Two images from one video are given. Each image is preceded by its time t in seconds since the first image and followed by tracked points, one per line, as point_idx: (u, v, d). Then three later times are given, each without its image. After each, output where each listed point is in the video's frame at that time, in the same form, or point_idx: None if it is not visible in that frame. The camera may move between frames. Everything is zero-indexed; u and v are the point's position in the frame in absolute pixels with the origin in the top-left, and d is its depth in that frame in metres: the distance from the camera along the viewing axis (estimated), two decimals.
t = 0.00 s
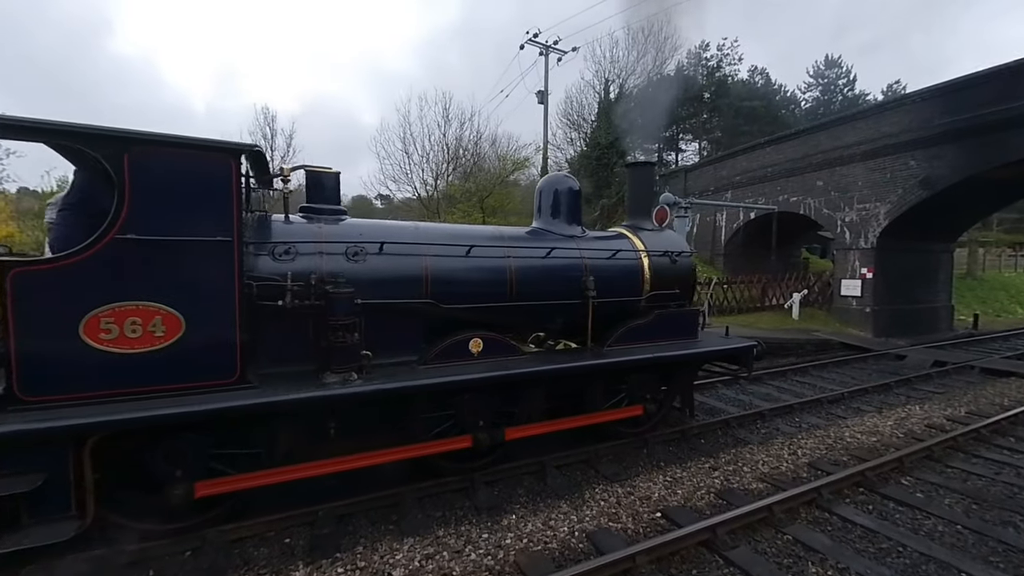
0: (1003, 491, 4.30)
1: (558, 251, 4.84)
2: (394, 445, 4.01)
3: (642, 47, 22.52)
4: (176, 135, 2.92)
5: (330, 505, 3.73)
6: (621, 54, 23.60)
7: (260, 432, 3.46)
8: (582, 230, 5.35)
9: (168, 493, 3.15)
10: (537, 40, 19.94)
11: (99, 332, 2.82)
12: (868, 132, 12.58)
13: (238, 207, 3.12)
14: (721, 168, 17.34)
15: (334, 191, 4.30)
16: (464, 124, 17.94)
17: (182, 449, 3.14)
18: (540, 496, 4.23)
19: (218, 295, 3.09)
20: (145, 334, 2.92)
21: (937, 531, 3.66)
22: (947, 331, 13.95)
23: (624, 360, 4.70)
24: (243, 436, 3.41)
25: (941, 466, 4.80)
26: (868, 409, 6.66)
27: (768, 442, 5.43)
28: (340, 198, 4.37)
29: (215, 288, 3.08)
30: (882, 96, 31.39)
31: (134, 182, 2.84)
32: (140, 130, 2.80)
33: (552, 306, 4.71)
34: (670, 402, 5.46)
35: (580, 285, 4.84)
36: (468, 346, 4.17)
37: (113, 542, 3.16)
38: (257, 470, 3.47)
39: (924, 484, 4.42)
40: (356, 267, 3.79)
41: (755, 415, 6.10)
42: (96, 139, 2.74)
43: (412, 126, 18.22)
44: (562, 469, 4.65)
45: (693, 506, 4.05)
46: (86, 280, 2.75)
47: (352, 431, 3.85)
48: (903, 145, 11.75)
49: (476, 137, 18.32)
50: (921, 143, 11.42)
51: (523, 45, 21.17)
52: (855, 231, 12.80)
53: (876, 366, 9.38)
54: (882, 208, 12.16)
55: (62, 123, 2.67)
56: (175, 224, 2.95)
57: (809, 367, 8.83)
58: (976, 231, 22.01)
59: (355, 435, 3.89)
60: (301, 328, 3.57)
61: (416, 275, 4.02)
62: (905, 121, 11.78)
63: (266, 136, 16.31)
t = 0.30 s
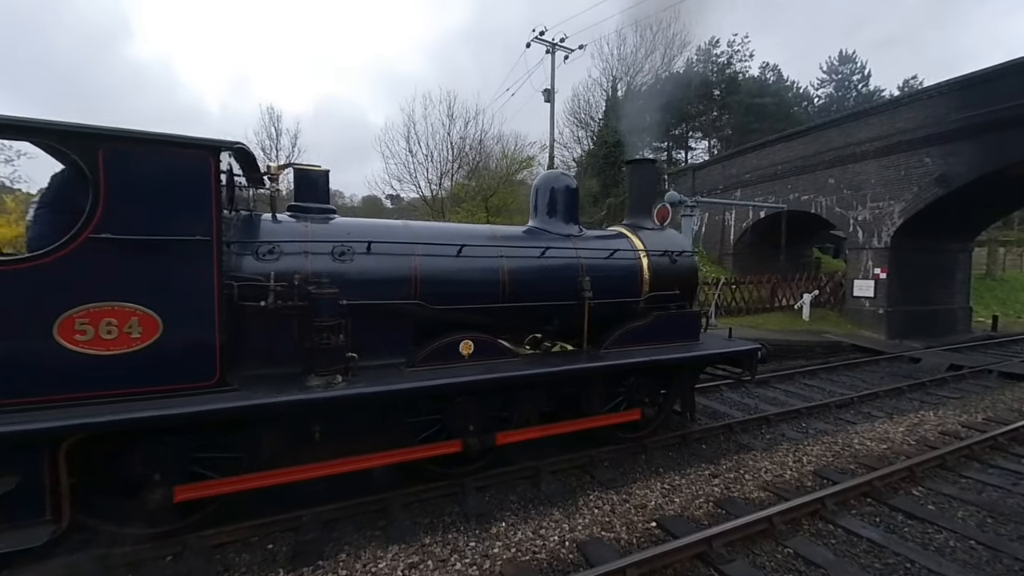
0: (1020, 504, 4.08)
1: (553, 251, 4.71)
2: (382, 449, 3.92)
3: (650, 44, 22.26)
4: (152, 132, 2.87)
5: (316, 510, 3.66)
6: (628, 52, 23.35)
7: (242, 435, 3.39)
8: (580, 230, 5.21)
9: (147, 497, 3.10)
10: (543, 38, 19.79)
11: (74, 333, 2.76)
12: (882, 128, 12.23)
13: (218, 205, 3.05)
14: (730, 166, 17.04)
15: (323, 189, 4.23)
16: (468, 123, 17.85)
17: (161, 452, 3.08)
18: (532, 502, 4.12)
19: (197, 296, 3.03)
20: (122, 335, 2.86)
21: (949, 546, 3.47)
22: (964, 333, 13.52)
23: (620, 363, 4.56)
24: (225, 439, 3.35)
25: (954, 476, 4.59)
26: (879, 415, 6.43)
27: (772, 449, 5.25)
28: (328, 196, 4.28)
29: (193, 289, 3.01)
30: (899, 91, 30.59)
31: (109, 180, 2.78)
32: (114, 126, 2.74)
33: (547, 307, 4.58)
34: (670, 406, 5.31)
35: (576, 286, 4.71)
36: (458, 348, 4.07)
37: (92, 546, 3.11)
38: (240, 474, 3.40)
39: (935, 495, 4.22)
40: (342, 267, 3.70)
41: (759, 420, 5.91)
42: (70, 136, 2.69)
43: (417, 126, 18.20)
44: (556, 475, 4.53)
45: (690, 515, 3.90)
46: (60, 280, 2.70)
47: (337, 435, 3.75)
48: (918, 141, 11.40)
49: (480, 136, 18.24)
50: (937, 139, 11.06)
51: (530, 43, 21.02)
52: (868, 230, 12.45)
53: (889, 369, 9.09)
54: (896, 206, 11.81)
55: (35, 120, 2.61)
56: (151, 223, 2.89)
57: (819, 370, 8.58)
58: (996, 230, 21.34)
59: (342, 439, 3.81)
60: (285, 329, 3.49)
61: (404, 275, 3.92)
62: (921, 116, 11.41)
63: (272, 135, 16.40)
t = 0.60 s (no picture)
0: None
1: (548, 251, 4.61)
2: (370, 453, 3.86)
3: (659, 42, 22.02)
4: (132, 131, 2.83)
5: (302, 515, 3.60)
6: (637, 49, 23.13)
7: (226, 438, 3.35)
8: (577, 229, 5.10)
9: (129, 500, 3.07)
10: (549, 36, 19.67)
11: (51, 334, 2.72)
12: (896, 124, 11.91)
13: (199, 204, 3.01)
14: (739, 165, 16.75)
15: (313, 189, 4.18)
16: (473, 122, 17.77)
17: (142, 455, 3.04)
18: (524, 509, 4.02)
19: (177, 297, 2.99)
20: (101, 337, 2.83)
21: (958, 562, 3.31)
22: (982, 335, 13.11)
23: (617, 366, 4.44)
24: (209, 442, 3.31)
25: (967, 486, 4.39)
26: (889, 421, 6.21)
27: (776, 455, 5.08)
28: (319, 196, 4.23)
29: (174, 290, 2.98)
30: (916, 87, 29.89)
31: (87, 180, 2.75)
32: (91, 125, 2.71)
33: (541, 309, 4.48)
34: (669, 411, 5.17)
35: (571, 287, 4.60)
36: (448, 350, 3.99)
37: (74, 549, 3.08)
38: (224, 478, 3.36)
39: (946, 507, 4.03)
40: (329, 268, 3.64)
41: (764, 426, 5.74)
42: (47, 135, 2.65)
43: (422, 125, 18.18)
44: (550, 480, 4.43)
45: (686, 524, 3.77)
46: (36, 281, 2.66)
47: (324, 438, 3.70)
48: (934, 137, 11.06)
49: (486, 135, 18.16)
50: (953, 135, 10.73)
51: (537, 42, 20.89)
52: (882, 230, 12.13)
53: (902, 373, 8.81)
54: (911, 204, 11.47)
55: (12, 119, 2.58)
56: (131, 223, 2.86)
57: (828, 374, 8.34)
58: (1017, 229, 20.71)
59: (329, 443, 3.75)
60: (270, 331, 3.44)
61: (393, 276, 3.85)
62: (936, 112, 11.08)
63: (278, 135, 16.48)
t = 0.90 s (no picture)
0: None
1: (542, 252, 4.53)
2: (359, 457, 3.82)
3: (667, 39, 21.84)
4: (114, 132, 2.83)
5: (289, 519, 3.58)
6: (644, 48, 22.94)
7: (213, 440, 3.33)
8: (573, 230, 5.02)
9: (114, 503, 3.06)
10: (556, 36, 19.59)
11: (34, 336, 2.71)
12: (909, 121, 11.62)
13: (182, 205, 2.99)
14: (749, 164, 16.50)
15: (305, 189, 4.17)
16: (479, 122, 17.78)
17: (126, 458, 3.04)
18: (515, 514, 3.95)
19: (161, 298, 2.97)
20: (84, 339, 2.82)
21: None
22: (1001, 338, 12.72)
23: (612, 369, 4.34)
24: (196, 445, 3.30)
25: (978, 496, 4.22)
26: (900, 426, 6.01)
27: (778, 461, 4.94)
28: (310, 197, 4.21)
29: (158, 292, 2.96)
30: (934, 83, 29.19)
31: (69, 182, 2.75)
32: (73, 127, 2.71)
33: (534, 310, 4.41)
34: (668, 415, 5.06)
35: (566, 289, 4.53)
36: (439, 352, 3.94)
37: (60, 552, 3.08)
38: (210, 481, 3.34)
39: (955, 517, 3.87)
40: (317, 269, 3.61)
41: (767, 430, 5.60)
42: (28, 136, 2.65)
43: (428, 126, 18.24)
44: (544, 485, 4.34)
45: (681, 533, 3.67)
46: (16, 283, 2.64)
47: (312, 441, 3.66)
48: (948, 134, 10.77)
49: (491, 135, 18.14)
50: (969, 131, 10.43)
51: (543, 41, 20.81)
52: (895, 229, 11.83)
53: (915, 376, 8.56)
54: (925, 203, 11.16)
55: None
56: (114, 224, 2.85)
57: (838, 377, 8.13)
58: None
59: (318, 446, 3.72)
60: (257, 332, 3.42)
61: (382, 277, 3.81)
62: (951, 108, 10.78)
63: (286, 138, 16.66)
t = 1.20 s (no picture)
0: None
1: (535, 251, 4.44)
2: (346, 460, 3.75)
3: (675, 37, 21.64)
4: (93, 130, 2.80)
5: (274, 522, 3.53)
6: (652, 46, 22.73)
7: (196, 442, 3.30)
8: (569, 229, 4.91)
9: (95, 504, 3.03)
10: (561, 35, 19.50)
11: (11, 336, 2.68)
12: (923, 117, 11.31)
13: (161, 204, 2.96)
14: (757, 162, 16.22)
15: (294, 187, 4.12)
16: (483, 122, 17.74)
17: (106, 459, 3.00)
18: (505, 519, 3.85)
19: (140, 298, 2.94)
20: (62, 339, 2.79)
21: None
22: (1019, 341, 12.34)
23: (606, 372, 4.23)
24: (179, 446, 3.27)
25: (990, 506, 4.04)
26: (909, 432, 5.80)
27: (781, 467, 4.79)
28: (299, 195, 4.15)
29: (137, 292, 2.93)
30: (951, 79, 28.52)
31: (47, 181, 2.72)
32: (51, 125, 2.68)
33: (527, 311, 4.32)
34: (667, 419, 4.92)
35: (559, 289, 4.43)
36: (427, 354, 3.86)
37: (41, 552, 3.06)
38: (193, 483, 3.30)
39: (964, 529, 3.70)
40: (303, 269, 3.55)
41: (770, 435, 5.43)
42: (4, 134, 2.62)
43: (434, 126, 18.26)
44: (537, 489, 4.24)
45: (675, 541, 3.55)
46: None
47: (297, 443, 3.61)
48: (964, 130, 10.46)
49: (496, 134, 18.09)
50: (985, 127, 10.12)
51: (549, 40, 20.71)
52: (908, 228, 11.51)
53: (929, 379, 8.30)
54: (939, 201, 10.83)
55: None
56: (93, 223, 2.82)
57: (847, 380, 7.91)
58: None
59: (304, 449, 3.66)
60: (240, 333, 3.38)
61: (368, 277, 3.74)
62: (968, 103, 10.46)
63: (293, 139, 16.78)
